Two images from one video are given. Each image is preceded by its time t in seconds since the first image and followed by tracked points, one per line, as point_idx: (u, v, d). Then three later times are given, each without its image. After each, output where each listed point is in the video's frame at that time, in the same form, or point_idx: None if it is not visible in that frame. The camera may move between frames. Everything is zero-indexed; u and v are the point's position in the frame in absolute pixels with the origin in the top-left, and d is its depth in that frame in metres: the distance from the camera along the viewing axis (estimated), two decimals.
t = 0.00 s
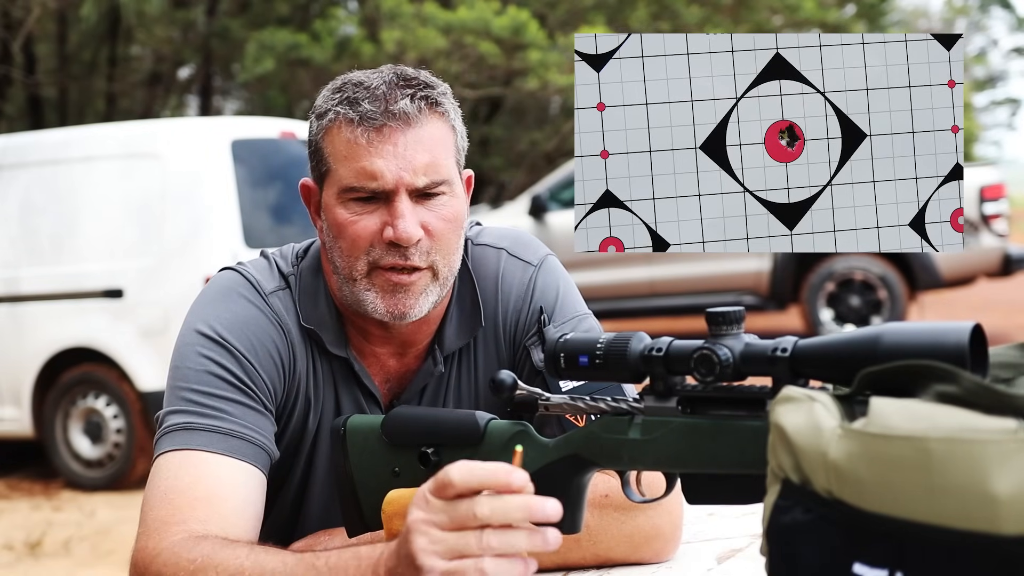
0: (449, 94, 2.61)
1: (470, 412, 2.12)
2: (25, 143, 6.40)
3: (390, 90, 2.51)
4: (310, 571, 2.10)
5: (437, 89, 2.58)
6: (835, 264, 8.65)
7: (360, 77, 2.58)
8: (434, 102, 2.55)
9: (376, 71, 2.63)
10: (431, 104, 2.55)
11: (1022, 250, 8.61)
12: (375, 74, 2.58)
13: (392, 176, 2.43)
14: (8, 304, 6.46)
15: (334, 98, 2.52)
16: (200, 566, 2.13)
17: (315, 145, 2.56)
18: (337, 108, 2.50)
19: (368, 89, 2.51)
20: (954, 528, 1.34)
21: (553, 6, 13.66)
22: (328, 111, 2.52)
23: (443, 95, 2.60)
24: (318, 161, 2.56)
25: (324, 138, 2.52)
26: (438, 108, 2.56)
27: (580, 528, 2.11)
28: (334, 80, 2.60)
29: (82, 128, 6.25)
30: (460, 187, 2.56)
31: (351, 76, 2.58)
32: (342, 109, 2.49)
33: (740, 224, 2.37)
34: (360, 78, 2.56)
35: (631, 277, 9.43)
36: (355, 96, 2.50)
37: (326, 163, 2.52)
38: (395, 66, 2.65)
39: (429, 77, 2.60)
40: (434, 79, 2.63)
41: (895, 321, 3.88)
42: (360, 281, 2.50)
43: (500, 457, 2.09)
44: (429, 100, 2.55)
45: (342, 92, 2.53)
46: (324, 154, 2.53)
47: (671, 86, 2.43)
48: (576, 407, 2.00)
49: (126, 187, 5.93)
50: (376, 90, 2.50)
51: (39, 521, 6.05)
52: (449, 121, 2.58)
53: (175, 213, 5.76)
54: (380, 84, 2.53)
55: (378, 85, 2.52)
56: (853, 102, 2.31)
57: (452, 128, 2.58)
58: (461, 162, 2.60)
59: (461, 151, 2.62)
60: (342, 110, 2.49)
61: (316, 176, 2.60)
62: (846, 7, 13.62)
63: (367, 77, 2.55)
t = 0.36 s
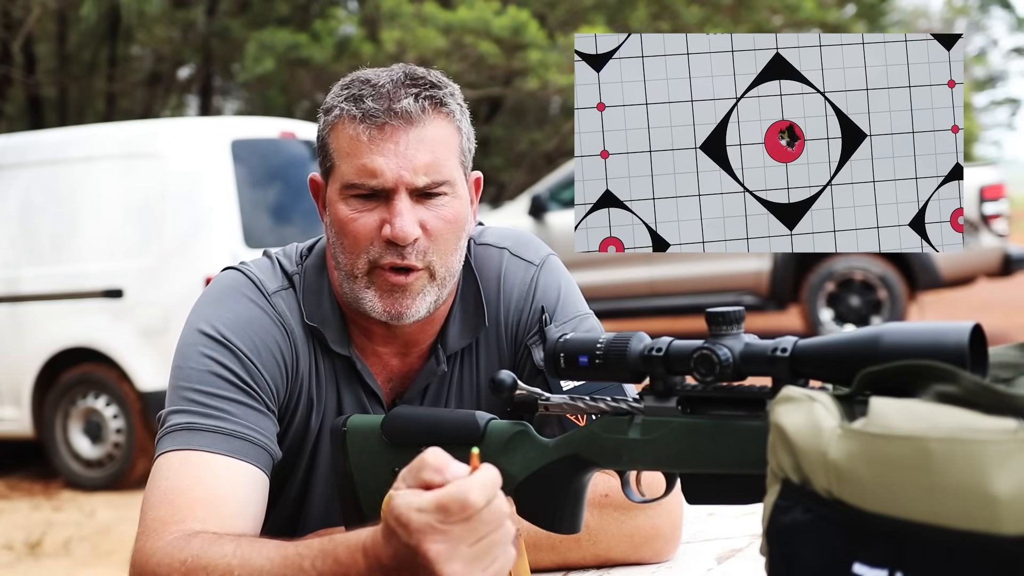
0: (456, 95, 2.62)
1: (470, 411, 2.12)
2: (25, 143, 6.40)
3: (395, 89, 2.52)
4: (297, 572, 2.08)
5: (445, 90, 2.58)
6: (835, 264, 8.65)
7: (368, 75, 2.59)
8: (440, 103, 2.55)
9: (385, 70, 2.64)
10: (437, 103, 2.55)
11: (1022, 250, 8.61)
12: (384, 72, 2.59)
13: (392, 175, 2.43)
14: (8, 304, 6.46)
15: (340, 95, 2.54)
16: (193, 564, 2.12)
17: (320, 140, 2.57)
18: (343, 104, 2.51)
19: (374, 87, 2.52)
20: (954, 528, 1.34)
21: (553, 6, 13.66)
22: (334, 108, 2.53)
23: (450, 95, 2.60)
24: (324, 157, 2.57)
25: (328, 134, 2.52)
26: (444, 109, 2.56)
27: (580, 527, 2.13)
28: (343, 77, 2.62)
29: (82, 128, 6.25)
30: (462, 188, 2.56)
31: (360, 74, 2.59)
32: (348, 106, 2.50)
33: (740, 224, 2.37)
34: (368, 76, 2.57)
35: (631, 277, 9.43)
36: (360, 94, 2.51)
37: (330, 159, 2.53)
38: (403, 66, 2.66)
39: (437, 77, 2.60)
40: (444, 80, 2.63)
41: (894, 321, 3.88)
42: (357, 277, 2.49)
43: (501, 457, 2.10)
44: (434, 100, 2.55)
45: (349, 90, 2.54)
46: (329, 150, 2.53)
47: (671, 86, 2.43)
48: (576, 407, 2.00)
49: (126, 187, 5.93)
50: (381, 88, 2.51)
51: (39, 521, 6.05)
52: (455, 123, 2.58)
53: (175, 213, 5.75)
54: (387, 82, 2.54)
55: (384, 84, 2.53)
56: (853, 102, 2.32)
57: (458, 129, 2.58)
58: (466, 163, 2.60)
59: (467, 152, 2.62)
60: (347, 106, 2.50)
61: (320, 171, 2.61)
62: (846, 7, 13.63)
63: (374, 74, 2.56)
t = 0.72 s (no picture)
0: (458, 97, 2.61)
1: (470, 412, 2.12)
2: (25, 143, 6.40)
3: (396, 91, 2.51)
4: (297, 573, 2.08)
5: (446, 92, 2.58)
6: (835, 264, 8.65)
7: (369, 76, 2.58)
8: (441, 105, 2.55)
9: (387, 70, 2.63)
10: (438, 106, 2.54)
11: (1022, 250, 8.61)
12: (384, 74, 2.58)
13: (392, 178, 2.43)
14: (8, 304, 6.46)
15: (341, 97, 2.53)
16: (194, 562, 2.12)
17: (321, 142, 2.57)
18: (344, 107, 2.50)
19: (375, 89, 2.51)
20: (954, 528, 1.34)
21: (553, 6, 13.66)
22: (335, 110, 2.53)
23: (452, 97, 2.60)
24: (324, 158, 2.56)
25: (329, 136, 2.52)
26: (445, 111, 2.55)
27: (580, 528, 2.13)
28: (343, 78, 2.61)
29: (82, 128, 6.25)
30: (463, 189, 2.56)
31: (360, 75, 2.59)
32: (349, 108, 2.49)
33: (740, 224, 2.37)
34: (370, 77, 2.56)
35: (631, 277, 9.43)
36: (361, 96, 2.50)
37: (331, 161, 2.53)
38: (405, 66, 2.65)
39: (438, 79, 2.59)
40: (444, 81, 2.63)
41: (895, 321, 3.89)
42: (358, 279, 2.50)
43: (501, 457, 2.09)
44: (436, 102, 2.54)
45: (350, 91, 2.53)
46: (329, 152, 2.53)
47: (671, 86, 2.43)
48: (576, 407, 2.00)
49: (126, 187, 5.93)
50: (382, 91, 2.50)
51: (39, 521, 6.05)
52: (457, 125, 2.58)
53: (175, 213, 5.75)
54: (388, 85, 2.53)
55: (385, 86, 2.52)
56: (853, 102, 2.32)
57: (459, 131, 2.58)
58: (467, 165, 2.60)
59: (468, 153, 2.62)
60: (348, 108, 2.50)
61: (320, 172, 2.60)
62: (846, 7, 13.64)
63: (375, 76, 2.55)
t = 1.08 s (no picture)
0: (487, 109, 2.58)
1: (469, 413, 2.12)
2: (25, 142, 6.40)
3: (441, 106, 2.47)
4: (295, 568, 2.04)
5: (480, 104, 2.55)
6: (835, 264, 8.65)
7: (403, 86, 2.54)
8: (479, 119, 2.52)
9: (414, 79, 2.59)
10: (477, 120, 2.51)
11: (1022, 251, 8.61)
12: (419, 85, 2.54)
13: (443, 195, 2.40)
14: (8, 304, 6.46)
15: (380, 108, 2.48)
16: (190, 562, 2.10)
17: (356, 152, 2.52)
18: (386, 120, 2.47)
19: (419, 103, 2.47)
20: (954, 528, 1.34)
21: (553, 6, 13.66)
22: (375, 120, 2.48)
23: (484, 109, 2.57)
24: (359, 169, 2.52)
25: (371, 148, 2.47)
26: (480, 123, 2.53)
27: (580, 528, 2.13)
28: (374, 86, 2.56)
29: (82, 128, 6.25)
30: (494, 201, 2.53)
31: (394, 84, 2.54)
32: (393, 122, 2.46)
33: (740, 225, 2.38)
34: (404, 89, 2.53)
35: (631, 277, 9.43)
36: (405, 110, 2.46)
37: (371, 173, 2.48)
38: (429, 74, 2.61)
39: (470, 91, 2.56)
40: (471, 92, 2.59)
41: (894, 321, 3.89)
42: (397, 294, 2.49)
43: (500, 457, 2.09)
44: (474, 116, 2.51)
45: (388, 104, 2.49)
46: (369, 164, 2.48)
47: (672, 86, 2.44)
48: (576, 407, 2.00)
49: (126, 187, 5.93)
50: (426, 105, 2.46)
51: (39, 521, 6.05)
52: (487, 135, 2.55)
53: (175, 213, 5.75)
54: (429, 98, 2.49)
55: (426, 100, 2.48)
56: (853, 102, 2.32)
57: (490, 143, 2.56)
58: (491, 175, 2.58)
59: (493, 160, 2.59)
60: (393, 122, 2.46)
61: (349, 180, 2.57)
62: (846, 6, 13.65)
63: (412, 88, 2.51)
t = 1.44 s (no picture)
0: (466, 107, 2.58)
1: (471, 412, 2.12)
2: (25, 142, 6.40)
3: (405, 102, 2.48)
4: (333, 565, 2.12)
5: (454, 103, 2.56)
6: (835, 264, 8.65)
7: (384, 82, 2.57)
8: (450, 116, 2.52)
9: (405, 75, 2.62)
10: (447, 117, 2.51)
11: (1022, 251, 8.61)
12: (394, 82, 2.55)
13: (397, 190, 2.40)
14: (8, 304, 6.46)
15: (350, 105, 2.51)
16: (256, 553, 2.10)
17: (331, 146, 2.55)
18: (352, 114, 2.49)
19: (384, 100, 2.48)
20: (954, 528, 1.34)
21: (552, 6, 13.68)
22: (344, 117, 2.50)
23: (461, 107, 2.57)
24: (333, 163, 2.55)
25: (338, 143, 2.50)
26: (456, 119, 2.54)
27: (580, 527, 2.13)
28: (355, 83, 2.59)
29: (82, 128, 6.25)
30: (471, 197, 2.53)
31: (372, 81, 2.56)
32: (356, 117, 2.47)
33: (740, 224, 2.37)
34: (383, 84, 2.55)
35: (631, 277, 9.44)
36: (370, 104, 2.48)
37: (338, 168, 2.51)
38: (426, 70, 2.64)
39: (448, 90, 2.57)
40: (454, 90, 2.60)
41: (895, 322, 3.89)
42: (363, 286, 2.49)
43: (500, 457, 2.09)
44: (444, 113, 2.52)
45: (360, 98, 2.52)
46: (336, 159, 2.51)
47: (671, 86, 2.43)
48: (576, 407, 2.01)
49: (126, 186, 5.93)
50: (390, 102, 2.47)
51: (39, 521, 6.05)
52: (467, 132, 2.56)
53: (175, 213, 5.75)
54: (397, 95, 2.50)
55: (394, 96, 2.49)
56: (853, 102, 2.31)
57: (468, 139, 2.56)
58: (478, 172, 2.58)
59: (478, 161, 2.60)
60: (356, 117, 2.47)
61: (332, 172, 2.59)
62: (846, 7, 13.68)
63: (385, 85, 2.52)
